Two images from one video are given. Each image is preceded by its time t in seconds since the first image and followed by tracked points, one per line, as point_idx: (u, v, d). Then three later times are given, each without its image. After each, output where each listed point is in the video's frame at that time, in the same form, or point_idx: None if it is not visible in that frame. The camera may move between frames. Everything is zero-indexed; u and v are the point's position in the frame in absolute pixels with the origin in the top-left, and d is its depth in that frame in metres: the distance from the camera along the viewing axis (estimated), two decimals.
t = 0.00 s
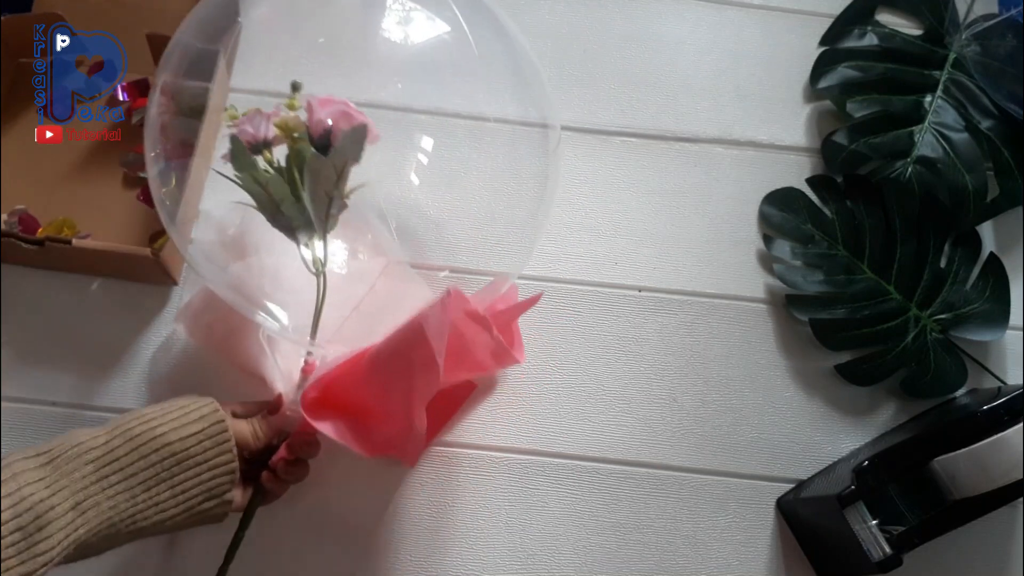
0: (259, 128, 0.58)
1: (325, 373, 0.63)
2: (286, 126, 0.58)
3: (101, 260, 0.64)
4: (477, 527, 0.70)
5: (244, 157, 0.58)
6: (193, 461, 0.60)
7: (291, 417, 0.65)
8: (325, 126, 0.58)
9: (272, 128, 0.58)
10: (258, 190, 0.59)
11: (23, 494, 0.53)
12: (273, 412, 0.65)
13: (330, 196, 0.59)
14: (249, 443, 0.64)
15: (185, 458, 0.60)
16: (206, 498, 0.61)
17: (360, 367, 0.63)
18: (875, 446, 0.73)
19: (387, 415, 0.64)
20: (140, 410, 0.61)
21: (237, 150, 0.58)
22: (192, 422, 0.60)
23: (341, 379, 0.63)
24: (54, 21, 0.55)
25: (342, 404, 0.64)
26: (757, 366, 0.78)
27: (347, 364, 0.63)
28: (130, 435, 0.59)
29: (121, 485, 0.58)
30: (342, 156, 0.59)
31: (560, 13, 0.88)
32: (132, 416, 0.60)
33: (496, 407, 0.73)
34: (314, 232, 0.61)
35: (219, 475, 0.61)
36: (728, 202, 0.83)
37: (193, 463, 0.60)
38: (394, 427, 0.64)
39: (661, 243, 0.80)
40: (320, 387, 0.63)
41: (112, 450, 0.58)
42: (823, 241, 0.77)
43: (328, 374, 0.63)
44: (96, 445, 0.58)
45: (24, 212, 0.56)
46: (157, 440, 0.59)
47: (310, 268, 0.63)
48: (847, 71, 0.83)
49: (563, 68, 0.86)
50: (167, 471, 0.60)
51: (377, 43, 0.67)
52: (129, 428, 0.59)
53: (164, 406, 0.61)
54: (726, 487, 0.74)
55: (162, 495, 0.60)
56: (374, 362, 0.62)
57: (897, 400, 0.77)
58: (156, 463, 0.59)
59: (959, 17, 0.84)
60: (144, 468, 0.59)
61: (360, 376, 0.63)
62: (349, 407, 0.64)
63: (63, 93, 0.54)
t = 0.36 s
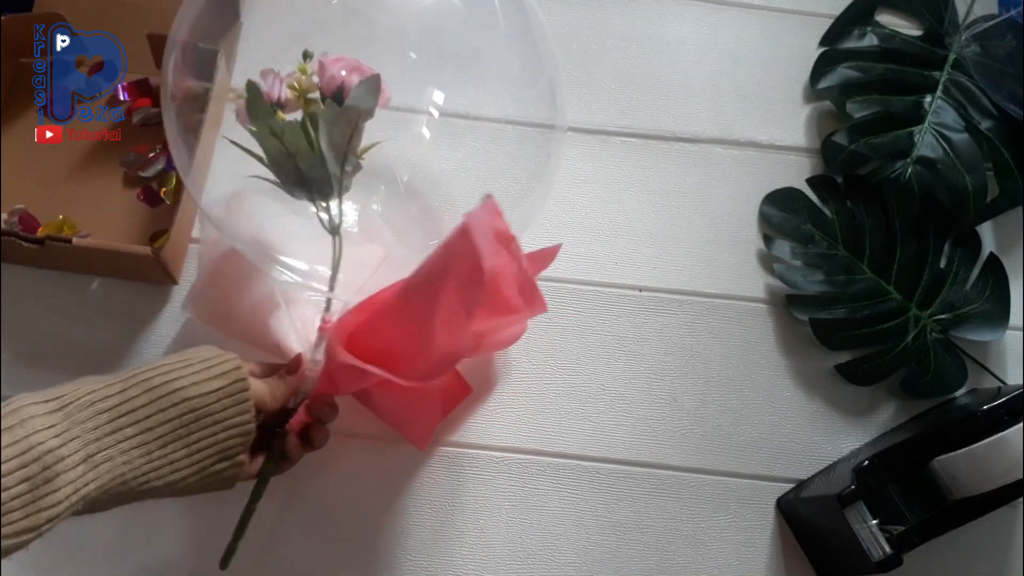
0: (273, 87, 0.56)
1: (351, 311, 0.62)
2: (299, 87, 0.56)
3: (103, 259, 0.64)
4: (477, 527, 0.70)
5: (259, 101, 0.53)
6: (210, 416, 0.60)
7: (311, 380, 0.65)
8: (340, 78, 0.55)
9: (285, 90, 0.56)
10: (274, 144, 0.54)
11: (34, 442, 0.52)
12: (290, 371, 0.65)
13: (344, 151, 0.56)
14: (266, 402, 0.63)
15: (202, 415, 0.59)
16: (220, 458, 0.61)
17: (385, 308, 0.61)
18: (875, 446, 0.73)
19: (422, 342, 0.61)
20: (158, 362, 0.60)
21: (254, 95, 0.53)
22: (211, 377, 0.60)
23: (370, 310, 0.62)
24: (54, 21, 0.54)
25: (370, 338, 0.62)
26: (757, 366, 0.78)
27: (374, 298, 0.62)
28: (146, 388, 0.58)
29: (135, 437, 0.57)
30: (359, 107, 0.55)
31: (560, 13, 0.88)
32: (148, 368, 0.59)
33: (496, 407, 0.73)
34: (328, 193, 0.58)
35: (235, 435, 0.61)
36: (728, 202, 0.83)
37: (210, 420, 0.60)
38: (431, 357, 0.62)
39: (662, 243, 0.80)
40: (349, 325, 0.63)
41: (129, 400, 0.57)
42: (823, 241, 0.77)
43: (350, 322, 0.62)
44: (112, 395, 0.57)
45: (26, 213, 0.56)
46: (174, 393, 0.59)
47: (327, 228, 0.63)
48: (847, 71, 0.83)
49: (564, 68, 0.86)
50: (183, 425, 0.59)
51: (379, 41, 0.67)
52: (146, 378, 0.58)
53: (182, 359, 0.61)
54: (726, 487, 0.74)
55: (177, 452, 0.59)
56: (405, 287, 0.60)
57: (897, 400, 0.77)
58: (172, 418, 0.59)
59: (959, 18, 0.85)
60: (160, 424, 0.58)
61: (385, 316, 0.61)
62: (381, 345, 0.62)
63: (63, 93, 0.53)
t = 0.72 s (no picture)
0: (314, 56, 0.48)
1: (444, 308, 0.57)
2: (339, 57, 0.48)
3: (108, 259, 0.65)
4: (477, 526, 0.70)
5: (315, 89, 0.46)
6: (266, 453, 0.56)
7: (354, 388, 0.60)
8: (392, 54, 0.48)
9: (323, 59, 0.48)
10: (319, 131, 0.46)
11: (78, 495, 0.50)
12: (336, 382, 0.60)
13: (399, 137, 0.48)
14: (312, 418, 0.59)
15: (258, 451, 0.55)
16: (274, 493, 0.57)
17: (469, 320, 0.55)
18: (875, 446, 0.73)
19: (502, 368, 0.56)
20: (209, 391, 0.56)
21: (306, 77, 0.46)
22: (265, 411, 0.55)
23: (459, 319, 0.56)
24: (54, 21, 0.55)
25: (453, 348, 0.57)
26: (757, 366, 0.78)
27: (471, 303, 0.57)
28: (198, 426, 0.54)
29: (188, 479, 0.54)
30: (417, 91, 0.48)
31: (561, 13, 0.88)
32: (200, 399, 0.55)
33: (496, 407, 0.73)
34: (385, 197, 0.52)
35: (290, 472, 0.57)
36: (728, 202, 0.83)
37: (265, 457, 0.55)
38: (509, 382, 0.56)
39: (662, 243, 0.80)
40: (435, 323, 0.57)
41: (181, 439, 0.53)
42: (823, 241, 0.77)
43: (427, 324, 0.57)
44: (161, 436, 0.53)
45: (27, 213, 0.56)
46: (228, 431, 0.54)
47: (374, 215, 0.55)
48: (847, 71, 0.83)
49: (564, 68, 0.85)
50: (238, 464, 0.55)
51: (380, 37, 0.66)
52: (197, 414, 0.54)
53: (233, 389, 0.56)
54: (726, 487, 0.74)
55: (230, 492, 0.55)
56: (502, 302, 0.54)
57: (898, 400, 0.77)
58: (226, 457, 0.55)
59: (959, 17, 0.84)
60: (213, 464, 0.54)
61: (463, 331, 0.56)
62: (450, 368, 0.57)
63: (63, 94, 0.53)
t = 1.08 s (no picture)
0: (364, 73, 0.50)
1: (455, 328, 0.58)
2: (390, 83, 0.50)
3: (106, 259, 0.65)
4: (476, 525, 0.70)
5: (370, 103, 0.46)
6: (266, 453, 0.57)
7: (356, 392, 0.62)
8: (444, 89, 0.48)
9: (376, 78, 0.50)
10: (362, 143, 0.47)
11: (86, 494, 0.49)
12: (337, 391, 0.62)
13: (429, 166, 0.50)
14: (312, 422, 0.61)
15: (259, 452, 0.57)
16: (273, 493, 0.59)
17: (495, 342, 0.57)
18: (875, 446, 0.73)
19: (508, 390, 0.57)
20: (210, 393, 0.57)
21: (366, 92, 0.46)
22: (268, 412, 0.57)
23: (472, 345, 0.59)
24: (54, 21, 0.55)
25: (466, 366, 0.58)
26: (757, 366, 0.78)
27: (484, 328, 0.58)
28: (204, 427, 0.55)
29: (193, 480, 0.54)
30: (458, 126, 0.48)
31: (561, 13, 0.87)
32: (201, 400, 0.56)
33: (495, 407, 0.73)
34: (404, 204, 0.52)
35: (290, 471, 0.58)
36: (728, 202, 0.83)
37: (267, 458, 0.57)
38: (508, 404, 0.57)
39: (662, 244, 0.80)
40: (447, 342, 0.59)
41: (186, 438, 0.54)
42: (823, 241, 0.77)
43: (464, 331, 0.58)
44: (168, 435, 0.54)
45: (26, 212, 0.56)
46: (233, 430, 0.56)
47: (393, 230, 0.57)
48: (847, 71, 0.83)
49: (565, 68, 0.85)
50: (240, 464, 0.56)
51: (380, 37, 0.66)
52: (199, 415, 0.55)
53: (234, 392, 0.57)
54: (726, 487, 0.74)
55: (234, 491, 0.56)
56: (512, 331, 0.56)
57: (897, 400, 0.77)
58: (231, 456, 0.56)
59: (959, 17, 0.85)
60: (219, 464, 0.55)
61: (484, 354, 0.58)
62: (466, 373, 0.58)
63: (62, 94, 0.53)
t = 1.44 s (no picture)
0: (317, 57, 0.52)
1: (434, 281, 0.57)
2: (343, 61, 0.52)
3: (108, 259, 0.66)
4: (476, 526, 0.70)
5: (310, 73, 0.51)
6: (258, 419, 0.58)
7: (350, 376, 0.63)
8: (389, 56, 0.52)
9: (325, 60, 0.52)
10: (315, 123, 0.52)
11: (80, 462, 0.49)
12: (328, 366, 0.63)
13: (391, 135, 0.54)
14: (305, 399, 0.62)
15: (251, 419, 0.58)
16: (267, 462, 0.60)
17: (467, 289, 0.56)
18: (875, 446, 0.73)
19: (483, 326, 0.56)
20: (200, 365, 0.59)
21: (302, 71, 0.51)
22: (257, 380, 0.59)
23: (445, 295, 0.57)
24: (54, 21, 0.55)
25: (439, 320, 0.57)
26: (757, 366, 0.78)
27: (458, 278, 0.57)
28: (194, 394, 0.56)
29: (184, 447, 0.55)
30: (406, 91, 0.53)
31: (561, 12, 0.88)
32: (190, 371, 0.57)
33: (495, 407, 0.73)
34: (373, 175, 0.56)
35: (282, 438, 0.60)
36: (728, 202, 0.83)
37: (259, 423, 0.58)
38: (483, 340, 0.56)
39: (662, 244, 0.80)
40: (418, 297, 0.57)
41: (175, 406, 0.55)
42: (823, 241, 0.77)
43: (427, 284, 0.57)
44: (158, 402, 0.55)
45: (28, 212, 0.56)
46: (225, 399, 0.57)
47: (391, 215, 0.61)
48: (847, 71, 0.83)
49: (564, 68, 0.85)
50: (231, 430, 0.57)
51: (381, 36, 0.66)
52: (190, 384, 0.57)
53: (222, 363, 0.59)
54: (726, 487, 0.74)
55: (227, 460, 0.58)
56: (487, 275, 0.56)
57: (898, 400, 0.77)
58: (220, 422, 0.57)
59: (959, 17, 0.85)
60: (210, 430, 0.56)
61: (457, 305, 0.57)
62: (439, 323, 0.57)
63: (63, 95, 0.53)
